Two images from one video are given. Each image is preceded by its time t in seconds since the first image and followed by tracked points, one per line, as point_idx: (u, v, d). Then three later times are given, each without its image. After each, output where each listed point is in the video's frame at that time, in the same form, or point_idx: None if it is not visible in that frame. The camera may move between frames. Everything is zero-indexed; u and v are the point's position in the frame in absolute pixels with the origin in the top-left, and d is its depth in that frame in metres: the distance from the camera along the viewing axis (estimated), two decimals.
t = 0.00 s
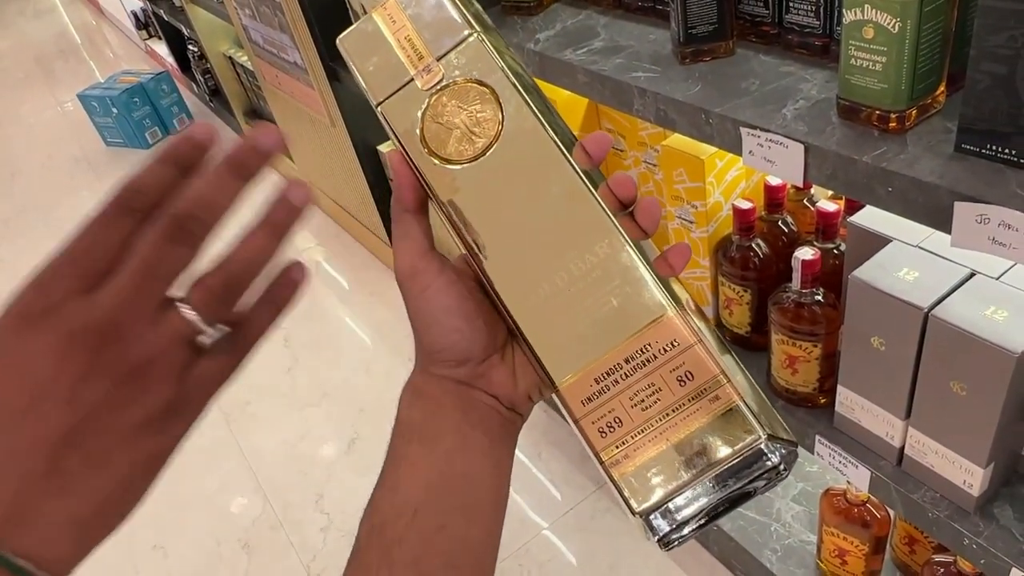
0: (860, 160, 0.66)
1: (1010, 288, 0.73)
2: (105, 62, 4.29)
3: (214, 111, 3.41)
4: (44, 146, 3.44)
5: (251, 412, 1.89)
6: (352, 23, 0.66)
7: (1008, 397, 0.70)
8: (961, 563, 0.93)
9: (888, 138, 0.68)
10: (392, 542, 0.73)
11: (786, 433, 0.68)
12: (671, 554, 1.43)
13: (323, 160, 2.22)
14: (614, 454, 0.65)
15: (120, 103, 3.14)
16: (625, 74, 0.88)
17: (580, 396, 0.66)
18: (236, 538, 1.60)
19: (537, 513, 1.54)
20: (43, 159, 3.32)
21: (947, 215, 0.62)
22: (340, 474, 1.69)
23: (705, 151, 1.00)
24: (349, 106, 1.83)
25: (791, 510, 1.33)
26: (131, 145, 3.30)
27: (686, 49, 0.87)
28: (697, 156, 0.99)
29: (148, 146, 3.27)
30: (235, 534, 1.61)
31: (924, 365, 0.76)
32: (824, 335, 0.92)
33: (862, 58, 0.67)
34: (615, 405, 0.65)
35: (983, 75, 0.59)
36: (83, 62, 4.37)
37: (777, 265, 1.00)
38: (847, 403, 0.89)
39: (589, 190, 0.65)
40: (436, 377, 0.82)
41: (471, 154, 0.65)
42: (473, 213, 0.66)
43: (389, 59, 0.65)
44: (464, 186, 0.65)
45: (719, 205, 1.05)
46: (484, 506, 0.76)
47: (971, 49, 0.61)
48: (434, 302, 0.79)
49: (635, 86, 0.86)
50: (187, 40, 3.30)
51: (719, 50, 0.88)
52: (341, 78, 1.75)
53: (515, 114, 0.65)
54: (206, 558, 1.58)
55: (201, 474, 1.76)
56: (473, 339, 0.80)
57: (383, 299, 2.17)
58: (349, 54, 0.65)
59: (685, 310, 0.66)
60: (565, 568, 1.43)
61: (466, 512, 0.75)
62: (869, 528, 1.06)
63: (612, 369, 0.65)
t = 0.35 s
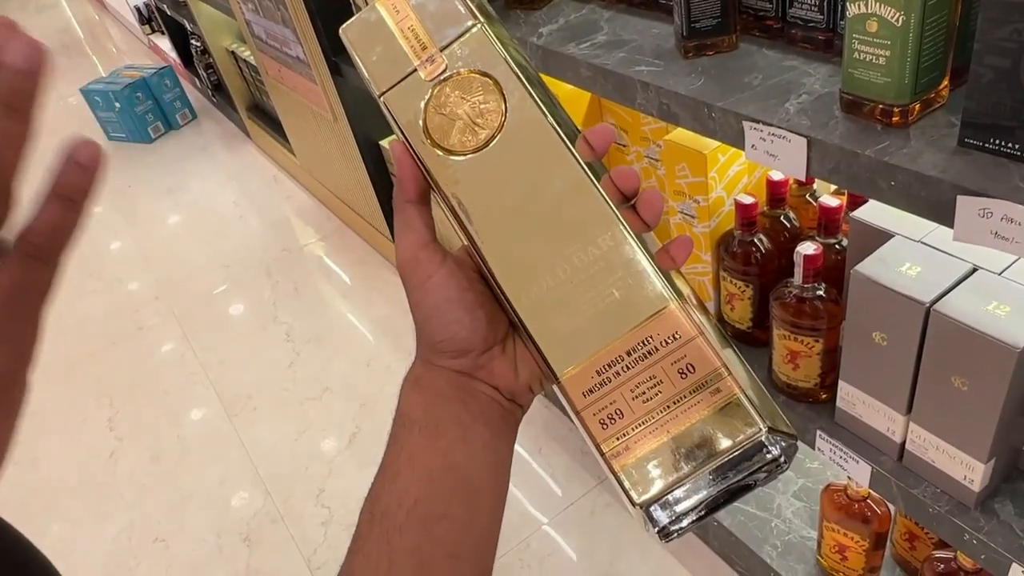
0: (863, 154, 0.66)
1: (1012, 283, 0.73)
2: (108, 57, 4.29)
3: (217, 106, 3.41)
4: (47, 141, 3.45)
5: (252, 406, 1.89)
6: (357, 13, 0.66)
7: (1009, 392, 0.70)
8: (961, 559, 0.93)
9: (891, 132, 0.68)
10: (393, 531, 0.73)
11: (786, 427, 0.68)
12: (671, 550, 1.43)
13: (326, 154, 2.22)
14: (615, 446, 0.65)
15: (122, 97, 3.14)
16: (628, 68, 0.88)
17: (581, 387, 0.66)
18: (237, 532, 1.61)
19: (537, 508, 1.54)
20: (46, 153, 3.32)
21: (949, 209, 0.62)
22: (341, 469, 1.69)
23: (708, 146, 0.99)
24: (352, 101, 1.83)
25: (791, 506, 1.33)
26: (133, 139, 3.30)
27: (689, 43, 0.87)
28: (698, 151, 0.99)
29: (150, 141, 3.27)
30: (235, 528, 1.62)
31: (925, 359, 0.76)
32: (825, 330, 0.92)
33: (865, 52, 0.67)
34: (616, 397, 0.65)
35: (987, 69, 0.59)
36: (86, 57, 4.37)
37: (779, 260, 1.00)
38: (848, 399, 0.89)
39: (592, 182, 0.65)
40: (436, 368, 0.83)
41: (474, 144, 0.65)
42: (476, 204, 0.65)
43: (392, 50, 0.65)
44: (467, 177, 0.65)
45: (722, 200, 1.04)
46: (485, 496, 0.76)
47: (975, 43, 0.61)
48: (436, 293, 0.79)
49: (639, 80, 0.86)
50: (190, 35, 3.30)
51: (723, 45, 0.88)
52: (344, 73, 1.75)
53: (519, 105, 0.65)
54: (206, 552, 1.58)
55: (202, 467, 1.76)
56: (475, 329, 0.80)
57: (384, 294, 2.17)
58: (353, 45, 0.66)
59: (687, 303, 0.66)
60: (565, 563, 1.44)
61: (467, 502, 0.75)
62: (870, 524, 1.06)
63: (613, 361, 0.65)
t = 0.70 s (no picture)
0: (866, 152, 0.66)
1: (1015, 281, 0.73)
2: (112, 54, 4.30)
3: (220, 103, 3.41)
4: (51, 137, 3.45)
5: (254, 403, 1.90)
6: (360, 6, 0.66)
7: (1012, 390, 0.70)
8: (963, 558, 0.93)
9: (894, 131, 0.68)
10: (393, 525, 0.74)
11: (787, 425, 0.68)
12: (673, 548, 1.43)
13: (329, 152, 2.23)
14: (616, 444, 0.65)
15: (126, 94, 3.15)
16: (632, 66, 0.88)
17: (583, 385, 0.66)
18: (239, 527, 1.61)
19: (538, 506, 1.54)
20: (50, 150, 3.33)
21: (952, 208, 0.62)
22: (342, 466, 1.70)
23: (711, 144, 0.99)
24: (355, 98, 1.83)
25: (793, 505, 1.33)
26: (137, 136, 3.31)
27: (692, 41, 0.87)
28: (703, 149, 0.99)
29: (154, 138, 3.28)
30: (237, 524, 1.62)
31: (926, 358, 0.76)
32: (827, 329, 0.91)
33: (869, 50, 0.67)
34: (618, 394, 0.65)
35: (991, 67, 0.59)
36: (90, 55, 4.38)
37: (781, 259, 1.00)
38: (850, 398, 0.89)
39: (595, 178, 0.65)
40: (437, 362, 0.83)
41: (478, 139, 0.65)
42: (478, 199, 0.65)
43: (396, 42, 0.65)
44: (470, 173, 0.66)
45: (724, 198, 1.04)
46: (486, 492, 0.76)
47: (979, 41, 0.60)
48: (437, 288, 0.79)
49: (642, 78, 0.86)
50: (194, 32, 3.31)
51: (726, 42, 0.88)
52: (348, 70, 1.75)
53: (523, 101, 0.65)
54: (208, 547, 1.59)
55: (204, 464, 1.77)
56: (476, 324, 0.80)
57: (386, 292, 2.17)
58: (356, 39, 0.66)
59: (689, 301, 0.66)
60: (565, 561, 1.44)
61: (467, 497, 0.75)
62: (871, 523, 1.06)
63: (615, 358, 0.65)
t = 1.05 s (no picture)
0: (868, 149, 0.66)
1: (1017, 280, 0.73)
2: (117, 51, 4.31)
3: (224, 101, 3.42)
4: (56, 135, 3.47)
5: (257, 399, 1.90)
6: None
7: (1013, 388, 0.70)
8: (964, 558, 0.93)
9: (896, 128, 0.68)
10: (393, 513, 0.74)
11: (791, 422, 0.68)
12: (674, 547, 1.43)
13: (332, 149, 2.23)
14: (619, 438, 0.65)
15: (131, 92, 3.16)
16: (634, 63, 0.88)
17: (586, 378, 0.66)
18: (241, 523, 1.62)
19: (539, 504, 1.54)
20: (55, 148, 3.34)
21: (954, 205, 0.62)
22: (345, 463, 1.70)
23: (714, 141, 0.99)
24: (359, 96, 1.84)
25: (794, 504, 1.33)
26: (141, 134, 3.32)
27: (695, 39, 0.87)
28: (705, 147, 0.99)
29: (158, 136, 3.29)
30: (239, 520, 1.62)
31: (928, 357, 0.76)
32: (829, 327, 0.91)
33: (872, 47, 0.67)
34: (621, 388, 0.66)
35: (994, 64, 0.59)
36: (95, 52, 4.39)
37: (784, 257, 1.00)
38: (851, 395, 0.89)
39: (601, 171, 0.65)
40: (440, 353, 0.83)
41: (483, 129, 0.65)
42: (482, 190, 0.65)
43: (400, 29, 0.65)
44: (474, 163, 0.65)
45: (727, 196, 1.04)
46: (487, 484, 0.76)
47: (982, 38, 0.60)
48: (440, 277, 0.80)
49: (644, 75, 0.86)
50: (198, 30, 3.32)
51: (729, 40, 0.87)
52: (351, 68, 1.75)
53: (529, 92, 0.65)
54: (210, 543, 1.59)
55: (206, 460, 1.77)
56: (479, 314, 0.80)
57: (389, 290, 2.17)
58: (361, 26, 0.65)
59: (695, 296, 0.66)
60: (566, 559, 1.44)
61: (467, 487, 0.75)
62: (873, 522, 1.06)
63: (618, 352, 0.65)
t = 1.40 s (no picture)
0: (864, 148, 0.66)
1: (1014, 278, 0.73)
2: (118, 49, 4.32)
3: (225, 99, 3.42)
4: (57, 132, 3.47)
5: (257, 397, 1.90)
6: None
7: (1009, 386, 0.70)
8: (961, 556, 0.93)
9: (893, 126, 0.68)
10: (397, 498, 0.72)
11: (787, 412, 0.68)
12: (673, 545, 1.43)
13: (333, 147, 2.23)
14: (619, 425, 0.66)
15: (132, 90, 3.16)
16: (634, 62, 0.89)
17: (588, 367, 0.66)
18: (241, 519, 1.62)
19: (538, 502, 1.54)
20: (56, 145, 3.35)
21: (951, 204, 0.62)
22: (345, 460, 1.70)
23: (713, 140, 1.00)
24: (359, 94, 1.84)
25: (792, 502, 1.33)
26: (143, 132, 3.32)
27: (694, 37, 0.87)
28: (704, 146, 0.99)
29: (159, 134, 3.29)
30: (238, 518, 1.63)
31: (924, 355, 0.77)
32: (827, 325, 0.92)
33: (869, 46, 0.67)
34: (622, 377, 0.66)
35: (990, 63, 0.59)
36: (96, 51, 4.39)
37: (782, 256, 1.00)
38: (849, 393, 0.89)
39: (605, 163, 0.65)
40: (441, 341, 0.84)
41: (489, 119, 0.65)
42: (487, 181, 0.65)
43: (407, 19, 0.64)
44: (479, 153, 0.65)
45: (725, 195, 1.05)
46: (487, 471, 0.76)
47: (978, 38, 0.61)
48: (443, 266, 0.80)
49: (643, 73, 0.86)
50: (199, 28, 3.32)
51: (728, 39, 0.88)
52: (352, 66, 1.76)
53: (535, 83, 0.65)
54: (211, 540, 1.60)
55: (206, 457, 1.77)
56: (482, 304, 0.81)
57: (389, 288, 2.18)
58: (366, 14, 0.64)
59: (696, 287, 0.67)
60: (565, 557, 1.44)
61: (468, 473, 0.75)
62: (870, 521, 1.06)
63: (620, 343, 0.66)
